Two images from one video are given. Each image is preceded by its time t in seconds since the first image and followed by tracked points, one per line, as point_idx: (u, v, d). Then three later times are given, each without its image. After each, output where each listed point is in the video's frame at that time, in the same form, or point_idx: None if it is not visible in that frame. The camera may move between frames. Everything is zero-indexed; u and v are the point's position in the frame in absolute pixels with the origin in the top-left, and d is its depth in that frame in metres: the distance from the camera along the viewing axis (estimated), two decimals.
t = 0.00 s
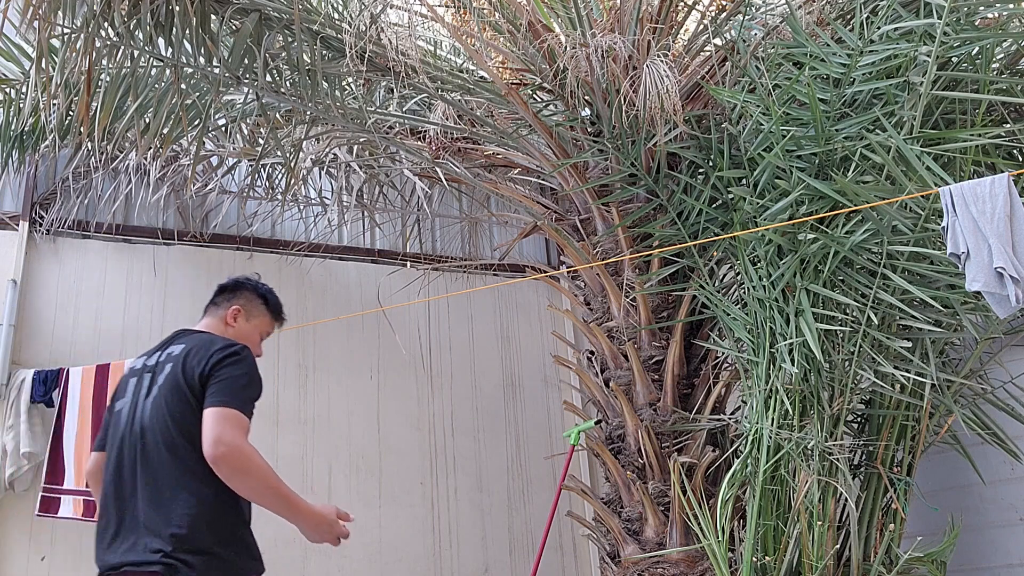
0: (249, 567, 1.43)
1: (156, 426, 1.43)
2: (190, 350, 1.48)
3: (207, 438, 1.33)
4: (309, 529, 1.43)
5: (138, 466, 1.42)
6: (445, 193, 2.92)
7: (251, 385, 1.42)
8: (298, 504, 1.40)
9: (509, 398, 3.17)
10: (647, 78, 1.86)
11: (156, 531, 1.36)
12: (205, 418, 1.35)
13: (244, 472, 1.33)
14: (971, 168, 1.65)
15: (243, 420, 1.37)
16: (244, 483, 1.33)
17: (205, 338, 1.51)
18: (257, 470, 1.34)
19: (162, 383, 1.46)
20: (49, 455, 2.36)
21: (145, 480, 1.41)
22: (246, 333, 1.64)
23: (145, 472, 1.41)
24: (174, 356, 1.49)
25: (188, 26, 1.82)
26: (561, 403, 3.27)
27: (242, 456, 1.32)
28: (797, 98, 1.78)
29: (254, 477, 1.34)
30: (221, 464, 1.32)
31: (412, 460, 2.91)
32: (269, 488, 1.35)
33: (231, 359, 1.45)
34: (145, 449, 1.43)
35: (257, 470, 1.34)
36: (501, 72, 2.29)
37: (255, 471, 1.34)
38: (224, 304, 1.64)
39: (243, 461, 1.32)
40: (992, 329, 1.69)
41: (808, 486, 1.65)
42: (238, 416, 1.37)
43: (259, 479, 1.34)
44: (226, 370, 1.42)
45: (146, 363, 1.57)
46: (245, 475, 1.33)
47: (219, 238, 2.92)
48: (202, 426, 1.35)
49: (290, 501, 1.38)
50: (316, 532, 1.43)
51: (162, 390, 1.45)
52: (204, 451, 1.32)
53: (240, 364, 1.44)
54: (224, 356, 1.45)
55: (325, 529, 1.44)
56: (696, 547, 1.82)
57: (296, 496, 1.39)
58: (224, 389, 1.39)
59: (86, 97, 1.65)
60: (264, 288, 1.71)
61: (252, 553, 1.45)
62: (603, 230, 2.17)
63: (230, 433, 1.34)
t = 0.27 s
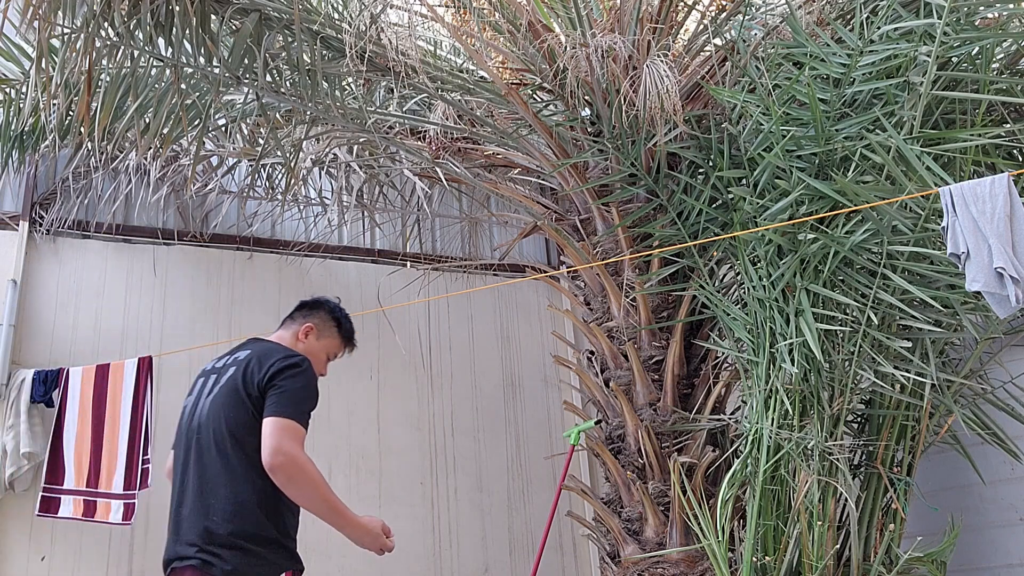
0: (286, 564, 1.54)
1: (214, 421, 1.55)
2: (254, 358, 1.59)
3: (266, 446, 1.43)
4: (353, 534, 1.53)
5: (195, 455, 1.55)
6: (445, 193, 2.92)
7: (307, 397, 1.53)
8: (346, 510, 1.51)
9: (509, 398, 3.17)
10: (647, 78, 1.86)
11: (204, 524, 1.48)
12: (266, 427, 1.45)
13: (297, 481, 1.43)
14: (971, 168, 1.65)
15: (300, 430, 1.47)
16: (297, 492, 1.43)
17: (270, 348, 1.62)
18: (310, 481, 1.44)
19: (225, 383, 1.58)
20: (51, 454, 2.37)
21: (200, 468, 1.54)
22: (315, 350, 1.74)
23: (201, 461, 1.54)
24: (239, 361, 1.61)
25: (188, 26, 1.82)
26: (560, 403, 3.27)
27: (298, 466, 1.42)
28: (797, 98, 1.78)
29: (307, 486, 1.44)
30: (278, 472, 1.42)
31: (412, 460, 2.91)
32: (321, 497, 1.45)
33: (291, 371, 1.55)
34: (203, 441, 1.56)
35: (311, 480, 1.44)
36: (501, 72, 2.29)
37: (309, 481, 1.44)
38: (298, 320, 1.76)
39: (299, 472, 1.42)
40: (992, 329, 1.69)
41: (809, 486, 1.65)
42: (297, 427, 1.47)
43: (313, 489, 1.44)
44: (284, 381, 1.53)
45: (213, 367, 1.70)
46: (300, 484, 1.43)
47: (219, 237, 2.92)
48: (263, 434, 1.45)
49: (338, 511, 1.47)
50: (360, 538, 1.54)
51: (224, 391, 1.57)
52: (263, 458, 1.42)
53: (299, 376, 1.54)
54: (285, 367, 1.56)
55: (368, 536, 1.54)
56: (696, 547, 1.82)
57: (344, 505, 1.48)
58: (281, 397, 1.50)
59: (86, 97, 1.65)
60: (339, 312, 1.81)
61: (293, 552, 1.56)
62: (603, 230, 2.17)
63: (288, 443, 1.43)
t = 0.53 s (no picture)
0: (314, 564, 1.59)
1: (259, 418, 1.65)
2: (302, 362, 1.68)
3: (296, 447, 1.49)
4: (373, 541, 1.59)
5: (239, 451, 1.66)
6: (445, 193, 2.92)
7: (340, 403, 1.59)
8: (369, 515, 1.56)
9: (509, 398, 3.17)
10: (647, 78, 1.86)
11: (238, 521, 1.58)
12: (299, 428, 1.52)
13: (324, 482, 1.49)
14: (971, 168, 1.65)
15: (330, 435, 1.53)
16: (322, 493, 1.49)
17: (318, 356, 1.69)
18: (335, 482, 1.50)
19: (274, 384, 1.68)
20: (50, 454, 2.37)
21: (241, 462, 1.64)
22: (366, 373, 1.77)
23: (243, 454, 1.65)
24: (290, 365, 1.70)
25: (188, 26, 1.82)
26: (560, 403, 3.27)
27: (325, 469, 1.48)
28: (797, 98, 1.78)
29: (333, 487, 1.50)
30: (307, 472, 1.48)
31: (412, 460, 2.91)
32: (345, 500, 1.51)
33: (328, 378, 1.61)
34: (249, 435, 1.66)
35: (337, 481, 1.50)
36: (501, 72, 2.29)
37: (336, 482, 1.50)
38: (353, 342, 1.80)
39: (326, 474, 1.48)
40: (992, 329, 1.69)
41: (808, 486, 1.65)
42: (327, 431, 1.53)
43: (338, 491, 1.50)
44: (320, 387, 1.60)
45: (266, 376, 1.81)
46: (327, 484, 1.49)
47: (219, 238, 2.92)
48: (295, 434, 1.52)
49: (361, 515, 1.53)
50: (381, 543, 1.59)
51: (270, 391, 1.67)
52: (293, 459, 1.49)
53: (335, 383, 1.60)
54: (323, 373, 1.62)
55: (387, 542, 1.60)
56: (696, 547, 1.82)
57: (369, 509, 1.54)
58: (315, 401, 1.57)
59: (86, 97, 1.65)
60: (394, 336, 1.85)
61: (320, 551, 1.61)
62: (603, 230, 2.17)
63: (317, 447, 1.50)
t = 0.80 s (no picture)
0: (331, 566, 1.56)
1: (313, 434, 1.66)
2: (367, 395, 1.70)
3: (363, 485, 1.52)
4: None
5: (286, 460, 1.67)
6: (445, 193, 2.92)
7: (402, 441, 1.61)
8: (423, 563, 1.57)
9: (509, 398, 3.17)
10: (648, 78, 1.86)
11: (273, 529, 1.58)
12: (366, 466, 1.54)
13: (385, 522, 1.51)
14: (971, 168, 1.65)
15: (393, 474, 1.55)
16: (383, 533, 1.51)
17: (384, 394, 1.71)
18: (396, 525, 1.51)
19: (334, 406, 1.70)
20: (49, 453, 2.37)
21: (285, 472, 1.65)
22: (434, 424, 1.74)
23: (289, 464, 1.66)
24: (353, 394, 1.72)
25: (188, 26, 1.82)
26: (560, 403, 3.26)
27: (387, 510, 1.50)
28: (797, 98, 1.78)
29: (394, 528, 1.51)
30: (370, 512, 1.50)
31: (412, 460, 2.91)
32: (403, 543, 1.53)
33: (394, 417, 1.63)
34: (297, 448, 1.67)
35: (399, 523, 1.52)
36: (501, 72, 2.29)
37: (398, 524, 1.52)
38: (424, 392, 1.79)
39: (388, 515, 1.50)
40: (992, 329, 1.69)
41: (808, 486, 1.65)
42: (390, 470, 1.55)
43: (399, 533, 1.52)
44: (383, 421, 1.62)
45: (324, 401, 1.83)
46: (389, 523, 1.51)
47: (219, 237, 2.92)
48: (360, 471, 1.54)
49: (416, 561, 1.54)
50: None
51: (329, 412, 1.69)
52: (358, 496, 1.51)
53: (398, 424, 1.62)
54: (390, 411, 1.64)
55: None
56: (696, 547, 1.82)
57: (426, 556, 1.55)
58: (382, 438, 1.58)
59: (86, 97, 1.65)
60: (464, 389, 1.82)
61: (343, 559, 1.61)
62: (603, 230, 2.17)
63: (381, 487, 1.51)
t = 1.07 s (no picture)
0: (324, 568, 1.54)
1: (361, 479, 1.82)
2: (429, 468, 1.83)
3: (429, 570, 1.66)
4: None
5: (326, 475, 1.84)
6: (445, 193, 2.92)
7: (455, 516, 1.75)
8: None
9: (509, 398, 3.17)
10: (648, 78, 1.86)
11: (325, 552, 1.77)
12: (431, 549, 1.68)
13: None
14: (971, 168, 1.65)
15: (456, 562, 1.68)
16: None
17: (444, 469, 1.85)
18: None
19: (391, 460, 1.85)
20: (50, 453, 2.38)
21: (321, 485, 1.83)
22: (481, 504, 1.97)
23: (328, 480, 1.85)
24: (414, 459, 1.86)
25: (188, 26, 1.82)
26: (561, 403, 3.26)
27: None
28: (797, 98, 1.78)
29: None
30: None
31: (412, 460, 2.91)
32: None
33: (451, 504, 1.76)
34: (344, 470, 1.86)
35: None
36: (501, 72, 2.29)
37: None
38: (473, 470, 2.00)
39: None
40: (992, 329, 1.69)
41: (809, 486, 1.65)
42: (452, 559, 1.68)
43: None
44: (439, 501, 1.77)
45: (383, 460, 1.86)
46: None
47: (219, 237, 2.92)
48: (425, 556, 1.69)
49: None
50: None
51: (386, 464, 1.84)
52: None
53: (455, 510, 1.76)
54: (449, 497, 1.77)
55: None
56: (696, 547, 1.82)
57: None
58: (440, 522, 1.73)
59: (86, 97, 1.65)
60: (512, 472, 2.02)
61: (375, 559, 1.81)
62: (603, 230, 2.17)
63: None
